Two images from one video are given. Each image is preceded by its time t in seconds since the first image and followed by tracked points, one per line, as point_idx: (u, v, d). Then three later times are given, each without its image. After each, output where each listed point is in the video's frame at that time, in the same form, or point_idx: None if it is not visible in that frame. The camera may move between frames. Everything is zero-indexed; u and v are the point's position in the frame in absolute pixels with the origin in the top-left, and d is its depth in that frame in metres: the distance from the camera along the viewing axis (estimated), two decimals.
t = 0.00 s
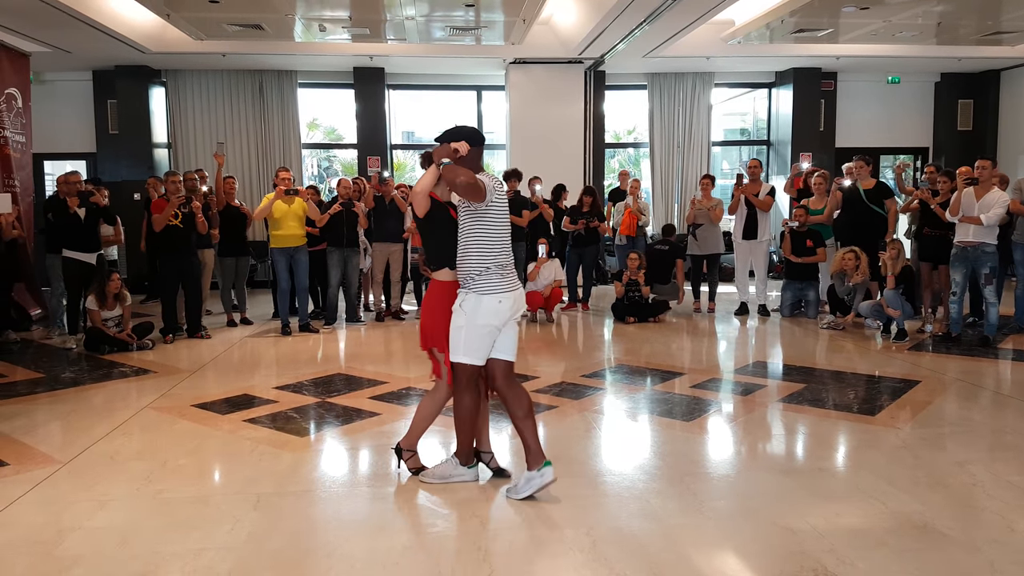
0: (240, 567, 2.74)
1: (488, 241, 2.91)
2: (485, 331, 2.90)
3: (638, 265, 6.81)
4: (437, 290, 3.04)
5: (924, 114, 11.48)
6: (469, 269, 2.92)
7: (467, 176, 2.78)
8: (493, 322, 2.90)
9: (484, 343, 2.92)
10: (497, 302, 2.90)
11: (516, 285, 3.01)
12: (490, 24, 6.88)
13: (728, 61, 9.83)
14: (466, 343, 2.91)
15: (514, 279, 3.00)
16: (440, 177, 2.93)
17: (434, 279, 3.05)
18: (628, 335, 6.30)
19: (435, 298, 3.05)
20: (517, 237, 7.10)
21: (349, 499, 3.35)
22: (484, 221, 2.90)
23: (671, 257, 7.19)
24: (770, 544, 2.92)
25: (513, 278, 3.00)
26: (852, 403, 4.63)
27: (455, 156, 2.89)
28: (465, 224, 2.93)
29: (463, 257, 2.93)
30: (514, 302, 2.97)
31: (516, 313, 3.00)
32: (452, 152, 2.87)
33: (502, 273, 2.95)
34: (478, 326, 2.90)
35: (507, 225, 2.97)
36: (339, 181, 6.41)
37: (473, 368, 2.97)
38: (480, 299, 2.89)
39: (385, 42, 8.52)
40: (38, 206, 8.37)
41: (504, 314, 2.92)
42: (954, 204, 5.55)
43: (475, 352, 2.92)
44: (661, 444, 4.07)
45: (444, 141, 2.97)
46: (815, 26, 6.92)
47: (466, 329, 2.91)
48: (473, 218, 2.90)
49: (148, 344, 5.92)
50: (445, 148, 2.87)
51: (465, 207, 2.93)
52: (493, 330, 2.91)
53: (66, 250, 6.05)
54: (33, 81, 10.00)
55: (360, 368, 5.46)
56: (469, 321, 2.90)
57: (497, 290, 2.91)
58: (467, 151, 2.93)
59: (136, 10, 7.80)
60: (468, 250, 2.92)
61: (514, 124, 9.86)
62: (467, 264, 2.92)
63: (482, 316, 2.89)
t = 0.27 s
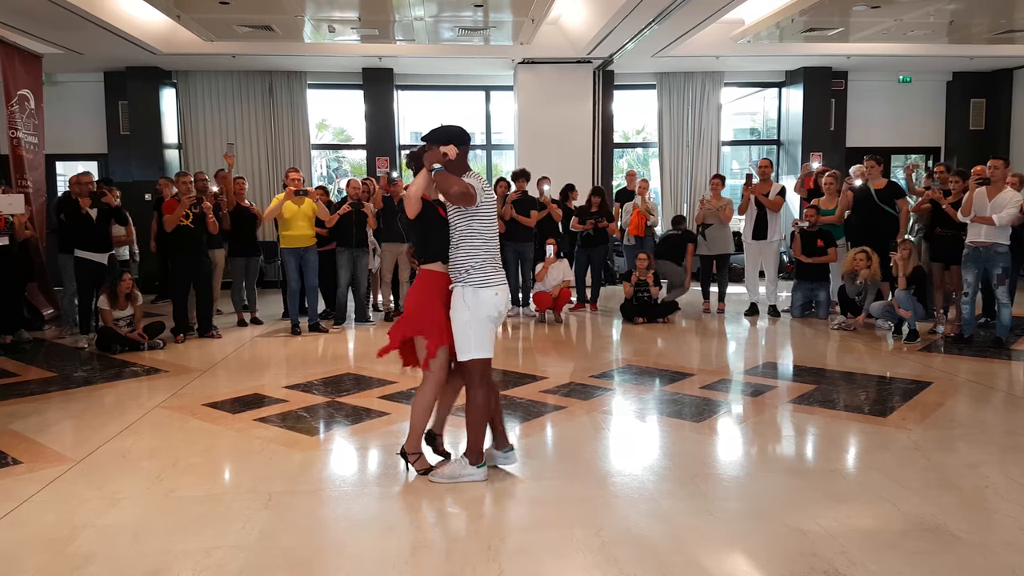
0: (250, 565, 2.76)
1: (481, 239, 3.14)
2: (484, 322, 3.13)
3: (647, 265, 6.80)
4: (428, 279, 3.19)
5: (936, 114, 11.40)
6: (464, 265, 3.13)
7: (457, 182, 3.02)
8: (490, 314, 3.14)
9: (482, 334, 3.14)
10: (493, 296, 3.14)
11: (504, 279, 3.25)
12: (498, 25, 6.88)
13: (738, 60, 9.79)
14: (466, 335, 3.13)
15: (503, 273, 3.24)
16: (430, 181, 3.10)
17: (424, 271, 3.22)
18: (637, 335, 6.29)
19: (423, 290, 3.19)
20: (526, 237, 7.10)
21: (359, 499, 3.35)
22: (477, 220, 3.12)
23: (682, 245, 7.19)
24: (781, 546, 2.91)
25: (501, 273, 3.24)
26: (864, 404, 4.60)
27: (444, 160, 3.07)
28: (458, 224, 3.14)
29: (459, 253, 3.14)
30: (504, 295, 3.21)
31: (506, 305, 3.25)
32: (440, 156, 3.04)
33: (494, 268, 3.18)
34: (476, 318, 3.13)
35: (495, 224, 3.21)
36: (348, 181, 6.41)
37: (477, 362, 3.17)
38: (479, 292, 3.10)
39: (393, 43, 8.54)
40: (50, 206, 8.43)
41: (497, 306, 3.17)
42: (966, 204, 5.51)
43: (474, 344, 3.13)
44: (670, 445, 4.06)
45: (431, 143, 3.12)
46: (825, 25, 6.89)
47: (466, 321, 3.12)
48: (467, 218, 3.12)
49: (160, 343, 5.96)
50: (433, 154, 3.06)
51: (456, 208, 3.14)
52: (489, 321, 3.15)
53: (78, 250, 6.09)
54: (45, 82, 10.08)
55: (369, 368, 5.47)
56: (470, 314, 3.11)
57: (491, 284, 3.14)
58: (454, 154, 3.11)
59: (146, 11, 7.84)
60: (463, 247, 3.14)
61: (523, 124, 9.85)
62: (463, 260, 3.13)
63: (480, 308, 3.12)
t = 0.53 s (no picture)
0: (260, 565, 2.76)
1: (476, 237, 3.16)
2: (480, 318, 3.14)
3: (656, 266, 6.80)
4: (425, 277, 3.22)
5: (948, 115, 11.34)
6: (459, 263, 3.14)
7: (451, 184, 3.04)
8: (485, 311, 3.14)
9: (477, 331, 3.14)
10: (488, 293, 3.15)
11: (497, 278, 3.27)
12: (508, 26, 6.89)
13: (748, 61, 9.77)
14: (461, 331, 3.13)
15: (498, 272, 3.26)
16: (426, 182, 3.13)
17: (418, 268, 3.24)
18: (647, 337, 6.28)
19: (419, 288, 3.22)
20: (536, 238, 7.10)
21: (368, 499, 3.36)
22: (472, 218, 3.14)
23: (694, 227, 7.20)
24: (792, 549, 2.89)
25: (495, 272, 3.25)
26: (875, 407, 4.58)
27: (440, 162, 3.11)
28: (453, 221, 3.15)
29: (455, 250, 3.15)
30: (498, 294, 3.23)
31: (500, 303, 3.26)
32: (437, 158, 3.08)
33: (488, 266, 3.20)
34: (471, 315, 3.13)
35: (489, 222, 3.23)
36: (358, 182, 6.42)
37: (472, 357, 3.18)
38: (474, 289, 3.11)
39: (404, 45, 8.57)
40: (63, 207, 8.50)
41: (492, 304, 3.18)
42: (978, 206, 5.48)
43: (469, 340, 3.13)
44: (680, 447, 4.06)
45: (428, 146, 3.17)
46: (837, 25, 6.86)
47: (461, 316, 3.12)
48: (462, 215, 3.13)
49: (171, 343, 5.99)
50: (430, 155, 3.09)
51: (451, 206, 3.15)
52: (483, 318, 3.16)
53: (90, 250, 6.13)
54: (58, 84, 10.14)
55: (379, 368, 5.48)
56: (466, 310, 3.11)
57: (486, 282, 3.16)
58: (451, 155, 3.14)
59: (158, 13, 7.89)
60: (458, 245, 3.15)
61: (533, 125, 9.86)
62: (458, 257, 3.14)
63: (476, 305, 3.13)
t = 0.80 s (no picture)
0: (267, 567, 2.76)
1: (468, 242, 3.21)
2: (469, 324, 3.19)
3: (663, 269, 6.80)
4: (418, 282, 3.28)
5: (954, 118, 11.35)
6: (450, 268, 3.18)
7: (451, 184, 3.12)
8: (475, 315, 3.19)
9: (466, 335, 3.20)
10: (478, 299, 3.20)
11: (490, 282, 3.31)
12: (515, 29, 6.90)
13: (754, 64, 9.79)
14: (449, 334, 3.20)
15: (490, 277, 3.30)
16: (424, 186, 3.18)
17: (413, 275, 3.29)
18: (653, 339, 6.28)
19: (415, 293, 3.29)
20: (542, 241, 7.11)
21: (375, 502, 3.35)
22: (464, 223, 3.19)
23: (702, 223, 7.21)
24: (800, 551, 2.89)
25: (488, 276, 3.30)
26: (883, 410, 4.57)
27: (436, 166, 3.16)
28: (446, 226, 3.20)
29: (447, 255, 3.19)
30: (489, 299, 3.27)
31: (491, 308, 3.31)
32: (434, 161, 3.14)
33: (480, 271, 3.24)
34: (461, 319, 3.18)
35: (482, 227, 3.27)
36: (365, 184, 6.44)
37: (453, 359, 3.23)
38: (466, 295, 3.16)
39: (412, 47, 8.59)
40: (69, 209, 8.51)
41: (483, 309, 3.23)
42: (984, 208, 5.47)
43: (455, 344, 3.20)
44: (687, 449, 4.05)
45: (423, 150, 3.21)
46: (843, 29, 6.87)
47: (450, 321, 3.18)
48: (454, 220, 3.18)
49: (177, 345, 6.00)
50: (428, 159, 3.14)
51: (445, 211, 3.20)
52: (474, 323, 3.20)
53: (97, 253, 6.15)
54: (66, 86, 10.17)
55: (385, 371, 5.48)
56: (455, 315, 3.17)
57: (477, 287, 3.21)
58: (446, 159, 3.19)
59: (165, 16, 7.91)
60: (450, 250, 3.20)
61: (539, 128, 9.87)
62: (450, 262, 3.19)
63: (466, 310, 3.18)
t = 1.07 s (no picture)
0: (269, 571, 2.76)
1: (450, 243, 3.16)
2: (450, 326, 3.14)
3: (666, 272, 6.81)
4: (405, 287, 3.26)
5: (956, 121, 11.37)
6: (432, 269, 3.14)
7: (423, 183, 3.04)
8: (457, 317, 3.15)
9: (446, 337, 3.14)
10: (461, 301, 3.16)
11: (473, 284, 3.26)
12: (518, 32, 6.91)
13: (756, 67, 9.80)
14: (428, 337, 3.13)
15: (473, 278, 3.26)
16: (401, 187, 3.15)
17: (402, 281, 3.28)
18: (656, 342, 6.28)
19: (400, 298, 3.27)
20: (544, 244, 7.12)
21: (376, 505, 3.35)
22: (445, 224, 3.14)
23: (705, 226, 7.21)
24: (804, 554, 2.89)
25: (471, 277, 3.26)
26: (886, 412, 4.57)
27: (413, 166, 3.14)
28: (428, 227, 3.16)
29: (429, 256, 3.16)
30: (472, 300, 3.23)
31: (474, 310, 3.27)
32: (409, 160, 3.11)
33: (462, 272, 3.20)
34: (443, 321, 3.13)
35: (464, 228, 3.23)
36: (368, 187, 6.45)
37: (428, 363, 3.14)
38: (449, 297, 3.12)
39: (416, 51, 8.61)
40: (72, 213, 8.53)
41: (465, 311, 3.19)
42: (986, 212, 5.47)
43: (435, 347, 3.12)
44: (691, 452, 4.05)
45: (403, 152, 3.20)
46: (845, 32, 6.88)
47: (431, 323, 3.12)
48: (435, 221, 3.14)
49: (179, 348, 5.99)
50: (402, 160, 3.12)
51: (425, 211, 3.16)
52: (456, 325, 3.16)
53: (100, 256, 6.15)
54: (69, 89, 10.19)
55: (388, 374, 5.47)
56: (437, 316, 3.12)
57: (459, 289, 3.16)
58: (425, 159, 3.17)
59: (168, 19, 7.92)
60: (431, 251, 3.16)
61: (542, 131, 9.89)
62: (432, 264, 3.14)
63: (449, 311, 3.13)
